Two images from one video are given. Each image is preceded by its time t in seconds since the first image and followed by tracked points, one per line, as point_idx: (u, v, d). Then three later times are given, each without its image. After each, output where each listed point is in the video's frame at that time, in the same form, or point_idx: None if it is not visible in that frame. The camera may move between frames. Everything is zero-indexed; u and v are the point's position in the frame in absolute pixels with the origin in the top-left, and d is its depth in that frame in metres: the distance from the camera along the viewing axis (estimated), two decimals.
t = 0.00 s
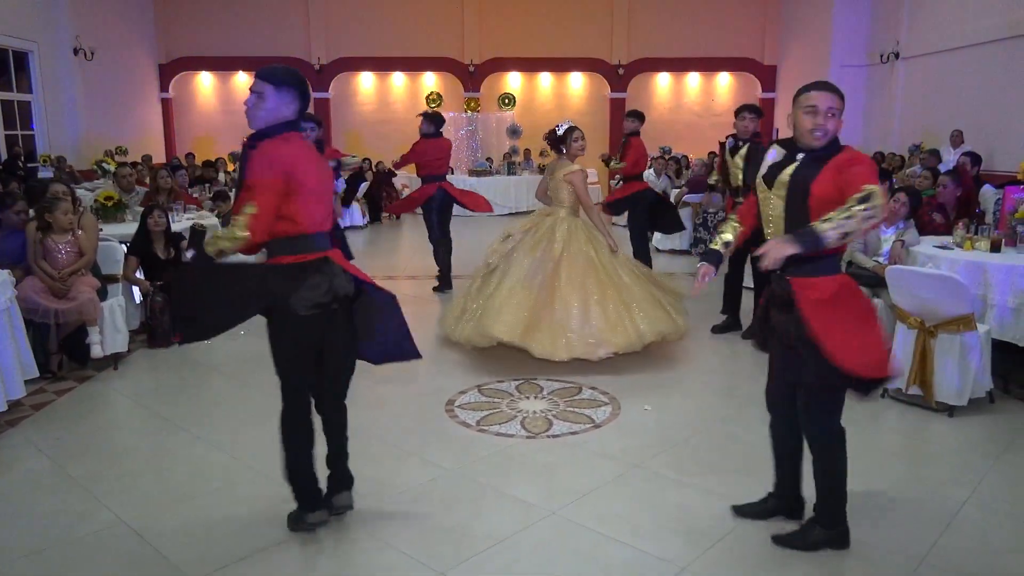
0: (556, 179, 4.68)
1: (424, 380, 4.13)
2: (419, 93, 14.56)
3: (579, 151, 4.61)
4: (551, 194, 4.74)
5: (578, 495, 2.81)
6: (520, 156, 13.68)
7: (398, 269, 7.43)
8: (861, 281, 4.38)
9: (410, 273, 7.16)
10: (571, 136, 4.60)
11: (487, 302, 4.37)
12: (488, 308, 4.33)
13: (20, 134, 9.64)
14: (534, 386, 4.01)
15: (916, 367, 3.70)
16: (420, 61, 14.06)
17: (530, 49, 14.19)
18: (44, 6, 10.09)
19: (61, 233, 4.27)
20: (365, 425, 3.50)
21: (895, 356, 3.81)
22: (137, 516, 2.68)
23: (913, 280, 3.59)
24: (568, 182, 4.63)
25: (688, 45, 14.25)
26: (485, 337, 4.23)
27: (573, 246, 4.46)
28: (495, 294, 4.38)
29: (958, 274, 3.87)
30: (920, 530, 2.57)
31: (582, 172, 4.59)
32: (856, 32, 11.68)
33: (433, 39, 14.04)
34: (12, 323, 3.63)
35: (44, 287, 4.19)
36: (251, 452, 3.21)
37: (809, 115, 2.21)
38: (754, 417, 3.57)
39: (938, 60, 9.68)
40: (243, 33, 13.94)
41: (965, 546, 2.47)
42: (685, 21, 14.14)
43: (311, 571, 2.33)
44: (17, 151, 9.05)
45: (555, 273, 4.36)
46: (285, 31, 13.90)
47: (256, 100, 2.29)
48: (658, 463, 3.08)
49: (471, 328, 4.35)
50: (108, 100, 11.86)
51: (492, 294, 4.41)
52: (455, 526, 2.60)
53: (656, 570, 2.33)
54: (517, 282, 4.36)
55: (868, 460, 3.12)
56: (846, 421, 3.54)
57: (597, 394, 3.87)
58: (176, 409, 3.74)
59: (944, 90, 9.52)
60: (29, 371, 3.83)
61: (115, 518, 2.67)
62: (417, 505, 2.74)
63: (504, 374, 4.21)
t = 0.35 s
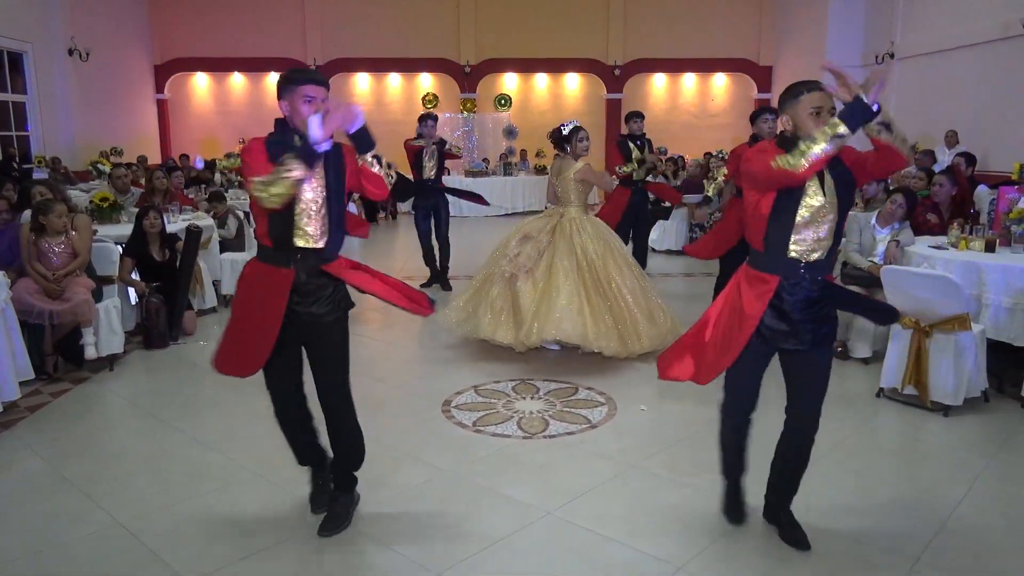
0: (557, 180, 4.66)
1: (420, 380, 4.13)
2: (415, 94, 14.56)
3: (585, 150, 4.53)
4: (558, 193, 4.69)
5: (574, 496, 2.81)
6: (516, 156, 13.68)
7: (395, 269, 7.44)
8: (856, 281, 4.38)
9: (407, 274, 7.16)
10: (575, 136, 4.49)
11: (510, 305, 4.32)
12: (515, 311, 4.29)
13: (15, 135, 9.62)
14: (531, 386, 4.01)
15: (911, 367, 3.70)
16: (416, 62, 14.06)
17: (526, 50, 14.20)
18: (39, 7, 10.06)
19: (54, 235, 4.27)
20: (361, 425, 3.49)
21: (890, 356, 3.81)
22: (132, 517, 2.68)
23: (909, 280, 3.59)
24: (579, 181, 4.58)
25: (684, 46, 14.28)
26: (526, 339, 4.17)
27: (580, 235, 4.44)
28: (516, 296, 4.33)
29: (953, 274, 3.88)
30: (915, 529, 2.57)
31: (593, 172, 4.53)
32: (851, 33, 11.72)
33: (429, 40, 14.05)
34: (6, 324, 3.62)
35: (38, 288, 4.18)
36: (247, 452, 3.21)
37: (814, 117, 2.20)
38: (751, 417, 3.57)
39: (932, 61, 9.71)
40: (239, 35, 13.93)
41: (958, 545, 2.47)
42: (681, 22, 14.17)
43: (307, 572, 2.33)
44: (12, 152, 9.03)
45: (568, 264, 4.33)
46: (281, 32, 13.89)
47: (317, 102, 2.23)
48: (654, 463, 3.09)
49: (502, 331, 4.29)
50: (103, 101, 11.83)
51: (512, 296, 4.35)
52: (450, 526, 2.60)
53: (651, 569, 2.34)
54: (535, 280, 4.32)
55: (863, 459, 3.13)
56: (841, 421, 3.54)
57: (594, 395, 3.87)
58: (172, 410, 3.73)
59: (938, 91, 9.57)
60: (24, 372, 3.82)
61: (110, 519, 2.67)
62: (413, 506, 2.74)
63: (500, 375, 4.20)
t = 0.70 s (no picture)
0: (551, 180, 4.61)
1: (415, 382, 4.12)
2: (409, 95, 14.55)
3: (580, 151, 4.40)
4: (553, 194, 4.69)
5: (569, 496, 2.81)
6: (510, 157, 13.69)
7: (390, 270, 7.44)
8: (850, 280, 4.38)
9: (401, 275, 7.16)
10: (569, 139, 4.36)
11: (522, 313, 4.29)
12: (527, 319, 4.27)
13: (6, 138, 9.58)
14: (526, 387, 4.01)
15: (904, 365, 3.71)
16: (409, 63, 14.05)
17: (519, 50, 14.21)
18: (30, 9, 10.02)
19: (44, 239, 4.23)
20: (356, 427, 3.49)
21: (883, 355, 3.82)
22: (126, 521, 2.67)
23: (900, 277, 3.61)
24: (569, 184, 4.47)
25: (677, 46, 14.31)
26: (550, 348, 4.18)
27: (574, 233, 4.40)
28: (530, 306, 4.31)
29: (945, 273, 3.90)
30: (909, 526, 2.58)
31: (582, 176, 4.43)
32: (842, 33, 11.76)
33: (422, 41, 14.04)
34: None
35: (30, 293, 4.16)
36: (242, 455, 3.20)
37: (794, 123, 2.19)
38: (745, 415, 3.58)
39: (924, 60, 9.76)
40: (232, 36, 13.89)
41: (951, 542, 2.48)
42: (674, 22, 14.19)
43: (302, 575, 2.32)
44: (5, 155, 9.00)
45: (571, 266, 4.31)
46: (274, 33, 13.87)
47: (316, 113, 2.30)
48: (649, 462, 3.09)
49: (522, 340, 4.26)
50: (94, 104, 11.79)
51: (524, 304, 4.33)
52: (446, 528, 2.60)
53: (647, 569, 2.34)
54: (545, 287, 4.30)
55: (856, 457, 3.14)
56: (836, 420, 3.55)
57: (589, 395, 3.87)
58: (166, 413, 3.72)
59: (929, 90, 9.62)
60: (17, 377, 3.80)
61: (105, 524, 2.65)
62: (409, 508, 2.73)
63: (494, 377, 4.20)
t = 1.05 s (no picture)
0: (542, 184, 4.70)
1: (417, 387, 4.12)
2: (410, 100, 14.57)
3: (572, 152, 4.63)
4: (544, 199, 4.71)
5: (572, 501, 2.80)
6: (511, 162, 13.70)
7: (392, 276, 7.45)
8: (852, 284, 4.36)
9: (403, 280, 7.16)
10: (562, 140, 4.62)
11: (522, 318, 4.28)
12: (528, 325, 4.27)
13: (9, 144, 9.60)
14: (528, 392, 4.01)
15: (908, 369, 3.71)
16: (410, 69, 14.08)
17: (520, 55, 14.23)
18: (33, 17, 10.06)
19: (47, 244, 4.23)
20: (358, 433, 3.48)
21: (886, 358, 3.81)
22: (127, 528, 2.66)
23: (901, 282, 3.61)
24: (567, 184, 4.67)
25: (679, 51, 14.33)
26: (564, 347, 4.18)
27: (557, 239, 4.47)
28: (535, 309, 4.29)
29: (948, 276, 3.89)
30: (913, 531, 2.57)
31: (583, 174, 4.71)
32: (844, 37, 11.77)
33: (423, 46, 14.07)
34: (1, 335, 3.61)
35: (32, 298, 4.16)
36: (243, 461, 3.20)
37: (774, 126, 2.23)
38: (748, 421, 3.57)
39: (925, 63, 9.76)
40: (234, 42, 13.93)
41: (955, 547, 2.47)
42: (675, 26, 14.21)
43: None
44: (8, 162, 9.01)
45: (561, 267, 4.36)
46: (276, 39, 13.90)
47: (293, 114, 2.32)
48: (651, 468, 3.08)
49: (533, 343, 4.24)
50: (97, 110, 11.82)
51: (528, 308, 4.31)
52: (447, 533, 2.59)
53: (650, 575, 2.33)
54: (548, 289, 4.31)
55: (859, 462, 3.12)
56: (839, 424, 3.54)
57: (591, 400, 3.87)
58: (168, 419, 3.72)
59: (931, 94, 9.62)
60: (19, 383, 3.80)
61: (106, 530, 2.65)
62: (411, 514, 2.73)
63: (495, 382, 4.19)
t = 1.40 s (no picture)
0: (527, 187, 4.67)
1: (416, 391, 4.12)
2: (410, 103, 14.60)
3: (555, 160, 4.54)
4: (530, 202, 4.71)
5: (571, 505, 2.80)
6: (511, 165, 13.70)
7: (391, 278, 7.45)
8: (852, 288, 4.37)
9: (403, 283, 7.16)
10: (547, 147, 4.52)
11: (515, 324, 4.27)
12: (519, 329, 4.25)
13: (9, 147, 9.60)
14: (528, 395, 4.01)
15: (908, 372, 3.71)
16: (411, 72, 14.10)
17: (520, 59, 14.25)
18: (33, 20, 10.07)
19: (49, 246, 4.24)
20: (358, 436, 3.48)
21: (887, 362, 3.81)
22: (126, 531, 2.67)
23: (902, 285, 3.61)
24: (551, 188, 4.63)
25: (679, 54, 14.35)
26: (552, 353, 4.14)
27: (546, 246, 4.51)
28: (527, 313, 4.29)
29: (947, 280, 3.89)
30: (912, 535, 2.57)
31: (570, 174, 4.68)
32: (844, 40, 11.77)
33: (424, 49, 14.09)
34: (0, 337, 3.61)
35: (32, 301, 4.16)
36: (244, 464, 3.20)
37: (785, 130, 2.19)
38: (747, 424, 3.57)
39: (924, 66, 9.78)
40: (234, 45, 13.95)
41: (954, 551, 2.47)
42: (676, 30, 14.24)
43: None
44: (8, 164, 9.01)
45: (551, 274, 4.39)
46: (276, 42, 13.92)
47: (280, 115, 2.29)
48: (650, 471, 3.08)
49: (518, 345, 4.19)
50: (97, 112, 11.82)
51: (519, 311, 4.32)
52: (446, 537, 2.59)
53: None
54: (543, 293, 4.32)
55: (859, 465, 3.12)
56: (839, 428, 3.54)
57: (591, 403, 3.87)
58: (168, 422, 3.73)
59: (930, 96, 9.64)
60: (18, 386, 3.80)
61: (105, 534, 2.65)
62: (409, 517, 2.73)
63: (495, 386, 4.20)
